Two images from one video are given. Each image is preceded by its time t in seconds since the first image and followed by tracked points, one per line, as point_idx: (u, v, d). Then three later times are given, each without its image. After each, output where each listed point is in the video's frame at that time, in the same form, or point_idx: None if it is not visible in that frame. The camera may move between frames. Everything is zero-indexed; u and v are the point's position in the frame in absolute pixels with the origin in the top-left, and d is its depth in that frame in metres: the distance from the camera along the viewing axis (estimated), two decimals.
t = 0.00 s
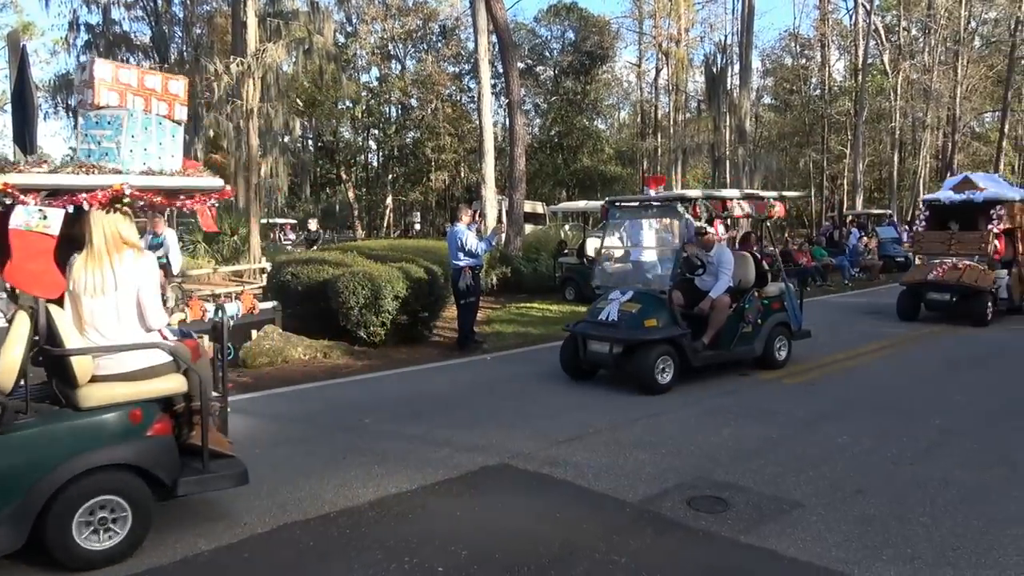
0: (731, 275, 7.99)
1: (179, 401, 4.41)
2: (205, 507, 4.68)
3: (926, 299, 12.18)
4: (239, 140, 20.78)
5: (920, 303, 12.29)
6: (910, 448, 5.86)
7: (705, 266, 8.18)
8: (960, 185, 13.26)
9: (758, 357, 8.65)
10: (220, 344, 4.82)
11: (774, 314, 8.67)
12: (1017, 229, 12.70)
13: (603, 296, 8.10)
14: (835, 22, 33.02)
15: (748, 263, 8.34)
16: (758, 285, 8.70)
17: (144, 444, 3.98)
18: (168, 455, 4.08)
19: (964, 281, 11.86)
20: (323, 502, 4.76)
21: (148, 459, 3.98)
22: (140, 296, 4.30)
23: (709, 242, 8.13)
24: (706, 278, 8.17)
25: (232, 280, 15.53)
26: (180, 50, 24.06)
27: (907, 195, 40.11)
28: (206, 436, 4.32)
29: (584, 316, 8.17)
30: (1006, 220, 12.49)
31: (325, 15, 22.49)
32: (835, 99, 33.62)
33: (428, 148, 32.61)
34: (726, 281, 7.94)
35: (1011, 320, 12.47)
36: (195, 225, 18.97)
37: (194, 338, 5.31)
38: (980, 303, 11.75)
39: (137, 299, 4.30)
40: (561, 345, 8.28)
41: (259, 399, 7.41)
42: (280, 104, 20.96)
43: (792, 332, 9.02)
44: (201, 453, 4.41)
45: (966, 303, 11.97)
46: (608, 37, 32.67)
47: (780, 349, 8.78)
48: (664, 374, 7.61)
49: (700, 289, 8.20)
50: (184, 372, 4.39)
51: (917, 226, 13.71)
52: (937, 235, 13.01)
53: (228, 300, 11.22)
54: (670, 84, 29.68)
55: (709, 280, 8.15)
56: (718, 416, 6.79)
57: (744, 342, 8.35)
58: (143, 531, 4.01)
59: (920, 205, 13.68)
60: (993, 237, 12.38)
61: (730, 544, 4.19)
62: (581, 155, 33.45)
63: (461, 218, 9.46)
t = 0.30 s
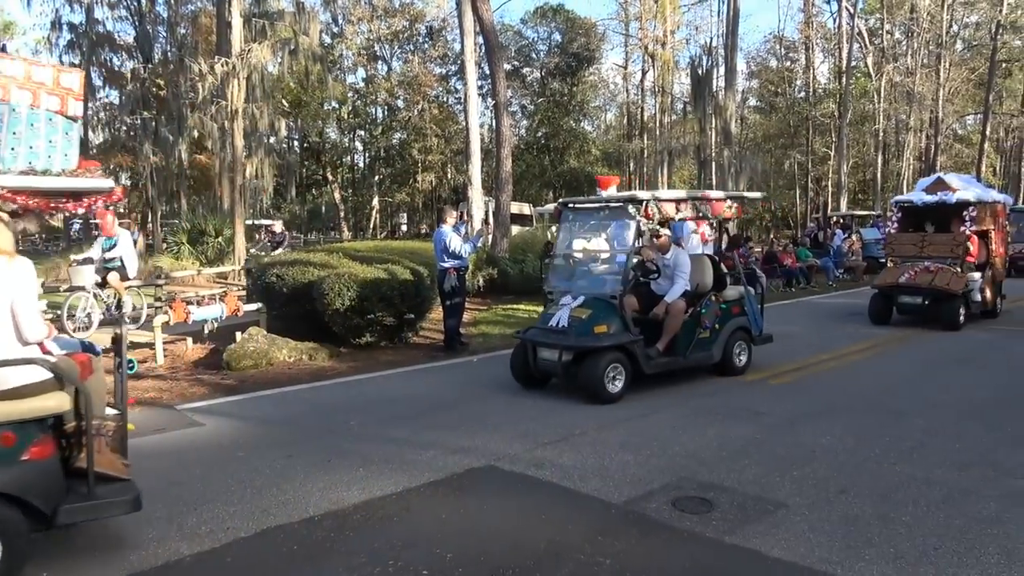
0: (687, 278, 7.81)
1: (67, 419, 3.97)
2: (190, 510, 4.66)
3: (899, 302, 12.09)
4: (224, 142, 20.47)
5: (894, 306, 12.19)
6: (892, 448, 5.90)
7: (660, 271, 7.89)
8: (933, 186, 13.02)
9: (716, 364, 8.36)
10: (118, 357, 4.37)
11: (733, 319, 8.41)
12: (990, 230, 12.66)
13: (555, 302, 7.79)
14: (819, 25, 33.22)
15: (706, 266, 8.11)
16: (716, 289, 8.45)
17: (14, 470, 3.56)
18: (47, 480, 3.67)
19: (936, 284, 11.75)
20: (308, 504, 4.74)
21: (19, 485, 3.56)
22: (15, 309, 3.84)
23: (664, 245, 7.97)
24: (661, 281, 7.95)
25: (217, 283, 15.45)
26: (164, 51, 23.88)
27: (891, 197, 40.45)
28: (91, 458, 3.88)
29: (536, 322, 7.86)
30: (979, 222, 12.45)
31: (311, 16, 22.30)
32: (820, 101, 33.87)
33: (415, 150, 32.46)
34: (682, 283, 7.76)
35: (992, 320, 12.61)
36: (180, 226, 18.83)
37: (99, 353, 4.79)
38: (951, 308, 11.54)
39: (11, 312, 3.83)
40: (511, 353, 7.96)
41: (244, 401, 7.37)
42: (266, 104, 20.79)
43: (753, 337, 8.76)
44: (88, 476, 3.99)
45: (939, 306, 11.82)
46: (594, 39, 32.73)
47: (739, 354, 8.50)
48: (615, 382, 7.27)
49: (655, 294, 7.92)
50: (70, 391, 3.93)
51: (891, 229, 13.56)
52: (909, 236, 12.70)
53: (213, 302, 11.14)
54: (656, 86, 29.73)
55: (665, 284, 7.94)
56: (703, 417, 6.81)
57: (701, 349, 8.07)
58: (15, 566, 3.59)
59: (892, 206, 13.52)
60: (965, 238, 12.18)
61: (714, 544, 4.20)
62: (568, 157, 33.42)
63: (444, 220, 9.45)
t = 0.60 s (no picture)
0: (645, 283, 7.53)
1: None
2: (176, 516, 4.63)
3: (872, 307, 11.82)
4: (211, 144, 20.42)
5: (867, 311, 11.92)
6: (879, 450, 5.93)
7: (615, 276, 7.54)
8: (907, 189, 12.94)
9: (677, 372, 8.11)
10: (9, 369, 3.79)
11: (693, 326, 8.16)
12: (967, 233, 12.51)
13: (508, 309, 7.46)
14: (806, 28, 33.40)
15: (663, 271, 8.05)
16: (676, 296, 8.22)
17: None
18: None
19: (910, 289, 11.48)
20: (295, 509, 4.71)
21: None
22: None
23: (619, 248, 7.59)
24: (617, 286, 7.66)
25: (205, 286, 15.39)
26: (149, 53, 23.77)
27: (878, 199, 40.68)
28: None
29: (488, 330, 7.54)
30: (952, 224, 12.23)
31: (298, 18, 22.27)
32: (807, 105, 34.07)
33: (403, 153, 32.27)
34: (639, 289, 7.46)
35: (977, 323, 12.71)
36: (167, 229, 18.71)
37: None
38: (926, 312, 11.28)
39: None
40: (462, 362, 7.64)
41: (231, 406, 7.33)
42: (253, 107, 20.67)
43: (715, 344, 8.50)
44: None
45: (913, 311, 11.56)
46: (582, 42, 32.80)
47: (700, 362, 8.25)
48: (566, 394, 6.99)
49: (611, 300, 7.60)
50: None
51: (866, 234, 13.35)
52: (883, 239, 12.59)
53: (200, 306, 11.09)
54: (644, 89, 29.79)
55: (621, 291, 7.63)
56: (692, 420, 6.82)
57: (660, 357, 7.82)
58: None
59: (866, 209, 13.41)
60: (939, 241, 12.10)
61: (702, 547, 4.21)
62: (556, 160, 33.40)
63: (432, 223, 9.41)
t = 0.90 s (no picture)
0: (604, 289, 7.19)
1: None
2: (168, 520, 4.62)
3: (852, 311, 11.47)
4: (203, 148, 20.43)
5: (846, 316, 11.58)
6: (870, 451, 5.95)
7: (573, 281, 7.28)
8: (887, 190, 12.62)
9: (640, 381, 7.84)
10: None
11: (655, 333, 7.90)
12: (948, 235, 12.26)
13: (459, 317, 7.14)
14: (797, 31, 33.50)
15: (626, 275, 7.70)
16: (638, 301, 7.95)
17: None
18: None
19: (890, 293, 11.11)
20: (286, 514, 4.70)
21: None
22: None
23: (579, 253, 7.23)
24: (577, 292, 7.34)
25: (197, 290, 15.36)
26: (141, 56, 23.72)
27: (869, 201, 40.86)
28: None
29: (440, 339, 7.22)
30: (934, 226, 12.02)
31: (290, 23, 22.19)
32: (798, 107, 34.23)
33: (396, 156, 32.28)
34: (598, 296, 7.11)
35: (967, 324, 12.77)
36: (159, 233, 18.65)
37: None
38: (906, 317, 10.96)
39: None
40: (414, 372, 7.33)
41: (223, 410, 7.31)
42: (245, 111, 20.63)
43: (680, 352, 8.23)
44: None
45: (893, 316, 11.23)
46: (575, 45, 32.94)
47: (664, 372, 7.97)
48: (519, 406, 6.70)
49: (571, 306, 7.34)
50: None
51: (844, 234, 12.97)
52: (862, 242, 12.18)
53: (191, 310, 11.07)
54: (636, 92, 29.86)
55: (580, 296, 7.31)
56: (683, 422, 6.84)
57: (620, 365, 7.55)
58: None
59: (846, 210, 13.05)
60: (920, 244, 11.77)
61: (696, 549, 4.21)
62: (549, 162, 33.42)
63: (424, 227, 9.41)
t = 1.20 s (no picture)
0: (556, 295, 7.01)
1: None
2: (154, 524, 4.61)
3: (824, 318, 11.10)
4: (191, 150, 20.43)
5: (818, 322, 11.22)
6: (855, 454, 5.99)
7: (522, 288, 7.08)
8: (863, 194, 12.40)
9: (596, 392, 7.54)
10: None
11: (611, 342, 7.61)
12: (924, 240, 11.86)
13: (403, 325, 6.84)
14: (785, 35, 33.67)
15: (579, 281, 7.55)
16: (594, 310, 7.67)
17: None
18: None
19: (863, 299, 10.81)
20: (272, 517, 4.69)
21: None
22: None
23: (529, 259, 7.05)
24: (527, 298, 7.16)
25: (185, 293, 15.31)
26: (128, 58, 23.60)
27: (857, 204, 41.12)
28: None
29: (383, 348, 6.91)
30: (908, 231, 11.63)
31: (279, 24, 22.06)
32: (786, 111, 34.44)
33: (385, 158, 32.29)
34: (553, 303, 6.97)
35: (952, 327, 12.87)
36: (147, 236, 18.56)
37: None
38: (880, 324, 10.65)
39: None
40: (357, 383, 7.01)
41: (209, 413, 7.28)
42: (233, 113, 20.57)
43: (638, 361, 7.93)
44: None
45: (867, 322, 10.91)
46: (564, 48, 33.04)
47: (620, 383, 7.66)
48: (461, 419, 6.39)
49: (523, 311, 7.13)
50: None
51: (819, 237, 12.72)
52: (835, 246, 11.85)
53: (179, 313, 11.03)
54: (625, 96, 29.93)
55: (531, 301, 7.11)
56: (670, 425, 6.87)
57: (573, 375, 7.25)
58: None
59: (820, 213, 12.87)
60: (894, 248, 11.39)
61: (682, 553, 4.23)
62: (538, 165, 33.46)
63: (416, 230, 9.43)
